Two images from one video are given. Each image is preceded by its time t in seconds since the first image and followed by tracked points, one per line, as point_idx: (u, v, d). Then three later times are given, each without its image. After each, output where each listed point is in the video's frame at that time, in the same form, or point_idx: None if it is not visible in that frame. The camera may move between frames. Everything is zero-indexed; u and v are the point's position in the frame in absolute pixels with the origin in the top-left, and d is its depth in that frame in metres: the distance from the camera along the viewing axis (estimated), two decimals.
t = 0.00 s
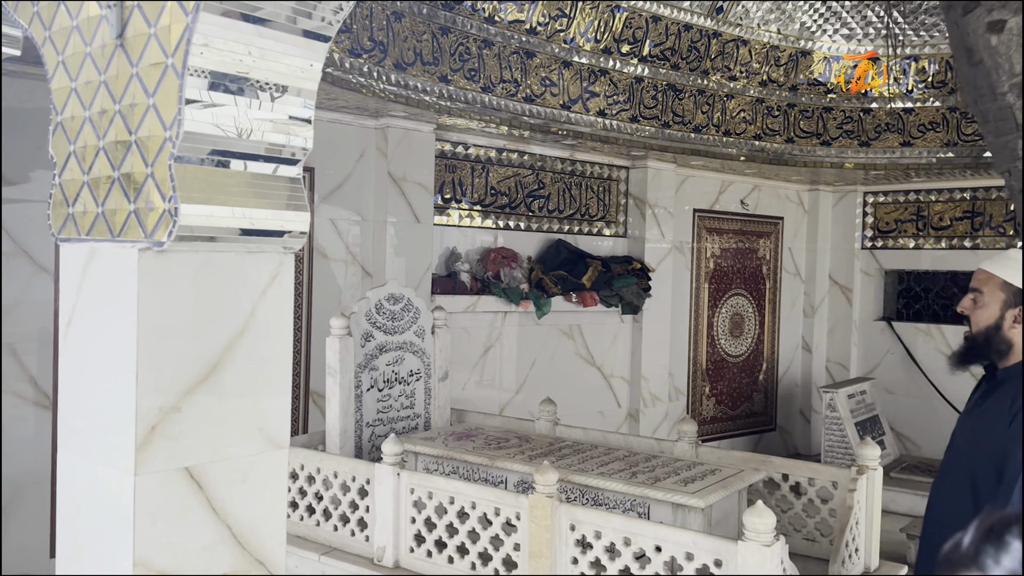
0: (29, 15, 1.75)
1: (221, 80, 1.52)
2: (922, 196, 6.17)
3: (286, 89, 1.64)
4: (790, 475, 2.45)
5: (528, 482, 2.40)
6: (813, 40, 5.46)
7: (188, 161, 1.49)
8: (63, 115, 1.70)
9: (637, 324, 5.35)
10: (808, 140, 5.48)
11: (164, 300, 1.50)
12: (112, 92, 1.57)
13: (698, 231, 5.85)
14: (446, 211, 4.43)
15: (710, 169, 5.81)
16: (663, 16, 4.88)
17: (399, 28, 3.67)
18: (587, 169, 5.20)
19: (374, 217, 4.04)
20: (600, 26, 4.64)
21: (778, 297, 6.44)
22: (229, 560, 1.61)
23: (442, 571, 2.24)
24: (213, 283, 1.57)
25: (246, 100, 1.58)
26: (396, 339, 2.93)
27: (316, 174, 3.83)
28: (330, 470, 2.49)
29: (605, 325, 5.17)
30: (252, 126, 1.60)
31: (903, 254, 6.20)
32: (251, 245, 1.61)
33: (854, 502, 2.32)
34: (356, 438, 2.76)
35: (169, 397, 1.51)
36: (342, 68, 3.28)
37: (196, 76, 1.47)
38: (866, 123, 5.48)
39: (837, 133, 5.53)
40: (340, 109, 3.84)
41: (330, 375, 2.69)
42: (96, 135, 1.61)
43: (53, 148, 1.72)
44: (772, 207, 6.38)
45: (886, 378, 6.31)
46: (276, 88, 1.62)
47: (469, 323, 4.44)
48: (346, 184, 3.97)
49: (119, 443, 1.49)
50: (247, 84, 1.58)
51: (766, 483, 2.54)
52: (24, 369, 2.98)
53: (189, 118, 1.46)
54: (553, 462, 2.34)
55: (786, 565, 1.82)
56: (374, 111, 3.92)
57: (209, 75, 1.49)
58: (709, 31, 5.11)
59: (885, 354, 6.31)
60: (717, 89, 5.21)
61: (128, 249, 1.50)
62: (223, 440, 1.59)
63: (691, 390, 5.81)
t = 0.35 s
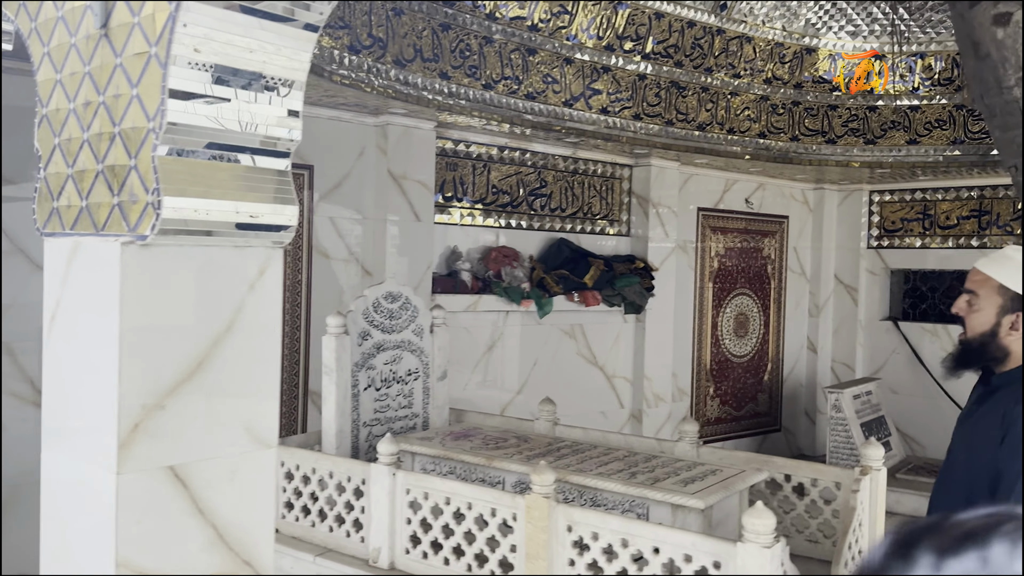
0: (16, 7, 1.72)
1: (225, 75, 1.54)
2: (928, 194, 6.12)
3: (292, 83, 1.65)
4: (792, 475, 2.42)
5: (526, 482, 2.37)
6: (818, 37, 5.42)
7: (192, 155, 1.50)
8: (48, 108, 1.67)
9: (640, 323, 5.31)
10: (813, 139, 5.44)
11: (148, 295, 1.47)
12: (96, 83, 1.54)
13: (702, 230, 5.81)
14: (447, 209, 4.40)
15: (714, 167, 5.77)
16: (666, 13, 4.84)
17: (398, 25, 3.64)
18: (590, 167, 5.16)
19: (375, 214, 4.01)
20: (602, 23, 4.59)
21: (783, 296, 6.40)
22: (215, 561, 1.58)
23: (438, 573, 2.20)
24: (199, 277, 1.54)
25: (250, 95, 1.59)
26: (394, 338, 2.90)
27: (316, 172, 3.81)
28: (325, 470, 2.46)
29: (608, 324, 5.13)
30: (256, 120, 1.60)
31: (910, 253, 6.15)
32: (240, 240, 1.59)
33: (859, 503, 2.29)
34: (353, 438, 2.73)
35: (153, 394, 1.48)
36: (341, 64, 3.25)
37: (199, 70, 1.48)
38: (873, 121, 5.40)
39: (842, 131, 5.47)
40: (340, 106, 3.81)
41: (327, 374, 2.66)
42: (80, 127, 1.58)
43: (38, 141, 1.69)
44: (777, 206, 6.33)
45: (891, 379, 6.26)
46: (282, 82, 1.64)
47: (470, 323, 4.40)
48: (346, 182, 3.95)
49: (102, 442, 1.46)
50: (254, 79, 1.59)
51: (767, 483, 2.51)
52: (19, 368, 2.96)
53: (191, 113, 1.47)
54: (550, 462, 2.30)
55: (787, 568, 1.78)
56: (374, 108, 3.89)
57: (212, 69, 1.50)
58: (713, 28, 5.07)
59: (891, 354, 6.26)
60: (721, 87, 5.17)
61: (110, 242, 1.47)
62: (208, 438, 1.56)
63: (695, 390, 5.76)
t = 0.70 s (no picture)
0: (12, 26, 1.81)
1: (253, 102, 1.69)
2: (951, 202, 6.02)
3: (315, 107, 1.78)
4: (797, 487, 2.39)
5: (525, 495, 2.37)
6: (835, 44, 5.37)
7: (220, 176, 1.67)
8: (40, 126, 1.76)
9: (655, 333, 5.28)
10: (830, 146, 5.46)
11: (130, 313, 1.55)
12: (84, 104, 1.65)
13: (719, 239, 5.77)
14: (459, 219, 4.42)
15: (731, 176, 5.73)
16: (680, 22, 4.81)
17: (408, 38, 3.64)
18: (603, 177, 5.16)
19: (387, 225, 4.04)
20: (614, 36, 4.48)
21: (804, 305, 6.33)
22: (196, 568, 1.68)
23: None
24: (181, 294, 1.62)
25: (275, 119, 1.73)
26: (399, 347, 2.91)
27: (327, 184, 3.86)
28: (326, 480, 2.48)
29: (622, 333, 5.12)
30: (279, 143, 1.74)
31: (934, 261, 6.04)
32: (223, 252, 1.66)
33: (860, 516, 2.24)
34: (357, 448, 2.75)
35: (135, 409, 1.56)
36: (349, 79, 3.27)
37: (226, 97, 1.65)
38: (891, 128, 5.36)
39: (860, 138, 5.42)
40: (350, 119, 3.85)
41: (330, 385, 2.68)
42: (69, 146, 1.68)
43: (31, 158, 1.79)
44: (797, 215, 6.27)
45: (914, 389, 6.15)
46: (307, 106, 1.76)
47: (483, 332, 4.40)
48: (358, 193, 3.99)
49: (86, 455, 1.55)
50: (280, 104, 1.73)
51: (772, 495, 2.49)
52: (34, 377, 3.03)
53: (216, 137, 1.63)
54: (548, 475, 2.30)
55: None
56: (385, 120, 3.92)
57: (239, 96, 1.66)
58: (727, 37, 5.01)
59: (913, 363, 6.17)
60: (736, 95, 5.12)
61: (93, 255, 1.57)
62: (190, 451, 1.64)
63: (712, 401, 5.71)
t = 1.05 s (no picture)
0: None
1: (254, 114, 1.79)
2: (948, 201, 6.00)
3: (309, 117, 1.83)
4: (778, 489, 2.39)
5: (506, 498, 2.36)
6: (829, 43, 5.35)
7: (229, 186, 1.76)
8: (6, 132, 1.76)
9: (649, 333, 5.27)
10: (825, 145, 5.37)
11: (90, 319, 1.57)
12: (45, 110, 1.65)
13: (714, 238, 5.76)
14: (451, 220, 4.41)
15: (726, 175, 5.72)
16: (672, 21, 4.80)
17: (396, 39, 3.66)
18: (596, 177, 5.14)
19: (377, 226, 4.03)
20: (606, 32, 4.57)
21: (800, 304, 6.30)
22: None
23: None
24: (142, 300, 1.63)
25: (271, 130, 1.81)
26: (384, 350, 2.91)
27: (316, 185, 3.86)
28: (307, 483, 2.48)
29: (616, 334, 5.11)
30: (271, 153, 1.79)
31: (931, 260, 6.02)
32: (184, 261, 1.68)
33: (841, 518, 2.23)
34: (340, 450, 2.74)
35: (95, 415, 1.58)
36: (338, 80, 3.27)
37: (230, 110, 1.75)
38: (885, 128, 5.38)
39: (855, 137, 5.41)
40: (339, 120, 3.85)
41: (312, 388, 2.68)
42: (32, 153, 1.68)
43: None
44: (793, 214, 6.24)
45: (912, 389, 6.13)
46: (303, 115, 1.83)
47: (475, 333, 4.40)
48: (348, 194, 3.98)
49: (47, 462, 1.56)
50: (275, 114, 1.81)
51: (754, 497, 2.49)
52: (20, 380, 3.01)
53: (226, 148, 1.74)
54: (528, 477, 2.30)
55: None
56: (374, 122, 3.92)
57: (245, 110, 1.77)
58: (720, 36, 4.99)
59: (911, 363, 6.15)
60: (730, 93, 5.12)
61: (52, 261, 1.57)
62: (153, 457, 1.65)
63: (707, 401, 5.70)
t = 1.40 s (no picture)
0: None
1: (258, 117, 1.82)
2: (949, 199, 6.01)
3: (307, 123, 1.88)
4: (775, 486, 2.41)
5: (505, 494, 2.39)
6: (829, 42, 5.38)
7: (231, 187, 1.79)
8: (11, 135, 1.80)
9: (650, 332, 5.29)
10: (825, 144, 5.40)
11: (94, 318, 1.60)
12: (49, 114, 1.68)
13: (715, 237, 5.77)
14: (453, 220, 4.44)
15: (726, 175, 5.73)
16: (672, 21, 4.82)
17: (396, 40, 3.68)
18: (598, 177, 5.17)
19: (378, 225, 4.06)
20: (606, 32, 4.60)
21: (801, 303, 6.32)
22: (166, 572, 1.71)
23: None
24: (144, 300, 1.66)
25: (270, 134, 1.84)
26: (385, 349, 2.94)
27: (318, 186, 3.88)
28: (309, 480, 2.51)
29: (617, 333, 5.14)
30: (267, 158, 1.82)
31: (932, 259, 6.03)
32: (187, 261, 1.71)
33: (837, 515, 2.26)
34: (341, 448, 2.77)
35: (99, 413, 1.61)
36: (339, 81, 3.29)
37: (234, 113, 1.78)
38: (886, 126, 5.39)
39: (856, 136, 5.43)
40: (341, 121, 3.88)
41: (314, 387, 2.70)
42: (37, 155, 1.72)
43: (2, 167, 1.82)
44: (794, 213, 6.26)
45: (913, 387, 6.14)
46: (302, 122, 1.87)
47: (476, 332, 4.43)
48: (350, 195, 4.00)
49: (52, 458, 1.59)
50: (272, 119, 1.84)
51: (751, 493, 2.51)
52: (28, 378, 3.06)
53: (228, 150, 1.77)
54: (526, 474, 2.33)
55: None
56: (376, 122, 3.95)
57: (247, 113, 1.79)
58: (721, 35, 5.03)
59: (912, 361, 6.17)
60: (730, 93, 5.13)
61: (57, 263, 1.61)
62: (156, 454, 1.68)
63: (708, 400, 5.72)
